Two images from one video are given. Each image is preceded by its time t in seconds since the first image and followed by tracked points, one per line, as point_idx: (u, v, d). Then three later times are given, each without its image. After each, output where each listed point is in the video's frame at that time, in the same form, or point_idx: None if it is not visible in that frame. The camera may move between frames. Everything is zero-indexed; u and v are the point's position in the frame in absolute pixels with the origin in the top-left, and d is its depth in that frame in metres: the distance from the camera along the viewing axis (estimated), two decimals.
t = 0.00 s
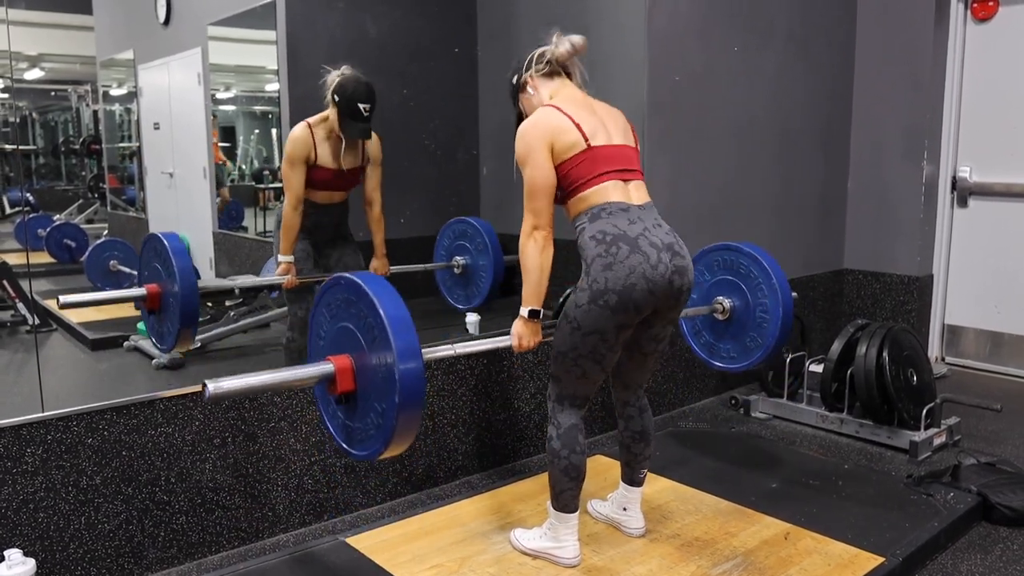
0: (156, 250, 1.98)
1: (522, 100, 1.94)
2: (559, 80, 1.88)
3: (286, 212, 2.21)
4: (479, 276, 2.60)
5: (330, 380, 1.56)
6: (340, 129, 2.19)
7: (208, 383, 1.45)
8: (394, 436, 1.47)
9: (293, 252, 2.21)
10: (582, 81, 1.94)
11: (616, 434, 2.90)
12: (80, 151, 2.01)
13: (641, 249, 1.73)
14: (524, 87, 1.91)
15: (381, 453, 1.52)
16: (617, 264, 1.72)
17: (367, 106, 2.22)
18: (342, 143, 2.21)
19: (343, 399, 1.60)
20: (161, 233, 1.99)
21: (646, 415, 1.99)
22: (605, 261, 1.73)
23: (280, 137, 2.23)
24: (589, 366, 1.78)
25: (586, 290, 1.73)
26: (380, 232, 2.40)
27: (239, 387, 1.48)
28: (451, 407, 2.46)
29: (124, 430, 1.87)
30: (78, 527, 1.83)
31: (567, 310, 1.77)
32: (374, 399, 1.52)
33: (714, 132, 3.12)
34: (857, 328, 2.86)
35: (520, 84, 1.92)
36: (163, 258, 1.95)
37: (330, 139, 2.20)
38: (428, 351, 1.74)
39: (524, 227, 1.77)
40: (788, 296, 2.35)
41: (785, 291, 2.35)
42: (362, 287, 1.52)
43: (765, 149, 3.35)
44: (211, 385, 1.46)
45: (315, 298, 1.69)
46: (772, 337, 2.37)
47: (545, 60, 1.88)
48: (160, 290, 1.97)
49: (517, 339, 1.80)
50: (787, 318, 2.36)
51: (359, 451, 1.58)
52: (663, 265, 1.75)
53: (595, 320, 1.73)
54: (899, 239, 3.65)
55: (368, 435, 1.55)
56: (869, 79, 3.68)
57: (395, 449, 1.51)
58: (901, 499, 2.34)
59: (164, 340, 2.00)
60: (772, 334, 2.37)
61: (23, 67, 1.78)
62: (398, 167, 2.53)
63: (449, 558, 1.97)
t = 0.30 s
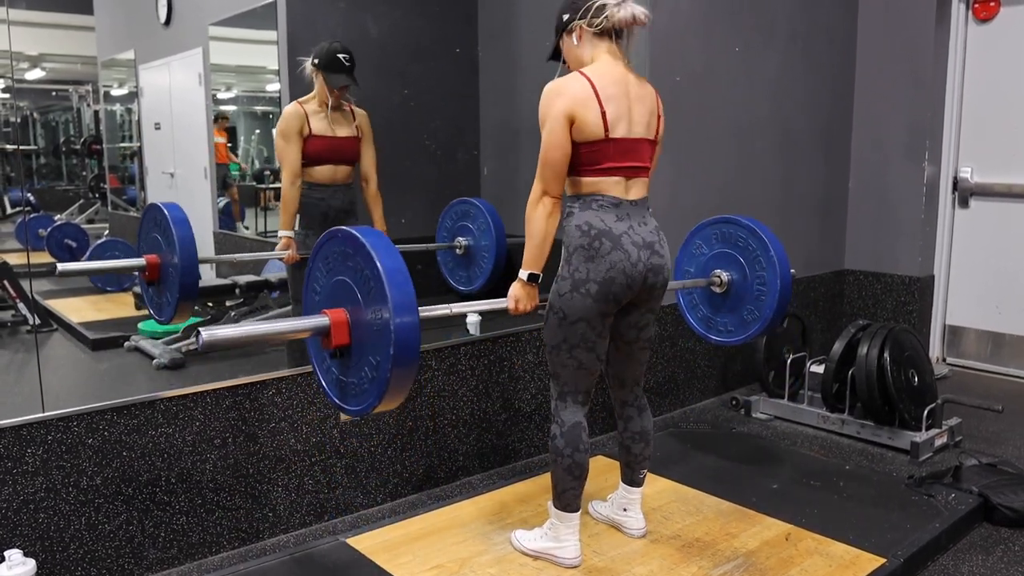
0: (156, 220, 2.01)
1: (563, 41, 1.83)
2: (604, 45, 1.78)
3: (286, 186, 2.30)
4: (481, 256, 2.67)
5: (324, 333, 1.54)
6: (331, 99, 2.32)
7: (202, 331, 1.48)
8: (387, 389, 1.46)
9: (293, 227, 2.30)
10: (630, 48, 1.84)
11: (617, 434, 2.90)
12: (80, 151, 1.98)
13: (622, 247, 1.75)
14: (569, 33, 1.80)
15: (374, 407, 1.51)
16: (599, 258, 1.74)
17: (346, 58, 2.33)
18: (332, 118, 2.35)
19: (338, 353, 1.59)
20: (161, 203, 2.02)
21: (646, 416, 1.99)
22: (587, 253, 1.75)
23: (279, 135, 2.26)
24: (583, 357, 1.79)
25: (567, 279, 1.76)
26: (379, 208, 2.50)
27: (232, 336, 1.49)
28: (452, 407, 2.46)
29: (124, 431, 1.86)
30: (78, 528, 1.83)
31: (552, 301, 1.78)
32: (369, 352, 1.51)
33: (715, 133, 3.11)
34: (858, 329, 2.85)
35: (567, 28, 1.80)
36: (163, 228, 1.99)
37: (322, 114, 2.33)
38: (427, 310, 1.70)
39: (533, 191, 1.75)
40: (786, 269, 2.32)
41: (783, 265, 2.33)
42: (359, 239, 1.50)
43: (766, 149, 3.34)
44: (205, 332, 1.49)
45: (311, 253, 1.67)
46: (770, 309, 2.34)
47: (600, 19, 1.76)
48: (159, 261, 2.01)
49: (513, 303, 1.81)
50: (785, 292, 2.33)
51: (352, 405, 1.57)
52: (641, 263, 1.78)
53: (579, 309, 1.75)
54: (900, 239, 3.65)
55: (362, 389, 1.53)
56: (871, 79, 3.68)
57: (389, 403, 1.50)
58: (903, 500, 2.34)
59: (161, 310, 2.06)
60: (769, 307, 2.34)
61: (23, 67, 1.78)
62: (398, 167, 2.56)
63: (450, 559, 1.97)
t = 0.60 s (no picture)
0: (157, 217, 2.01)
1: (585, 35, 1.81)
2: (627, 48, 1.77)
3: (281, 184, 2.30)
4: (480, 257, 2.65)
5: (330, 330, 1.54)
6: (325, 96, 2.32)
7: (206, 322, 1.47)
8: (392, 387, 1.47)
9: (292, 227, 2.31)
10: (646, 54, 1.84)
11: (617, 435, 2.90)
12: (80, 151, 1.95)
13: (616, 251, 1.76)
14: (593, 27, 1.78)
15: (377, 405, 1.52)
16: (593, 259, 1.75)
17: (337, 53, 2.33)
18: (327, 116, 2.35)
19: (342, 350, 1.59)
20: (161, 200, 2.03)
21: (646, 417, 1.98)
22: (581, 255, 1.76)
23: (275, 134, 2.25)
24: (581, 356, 1.79)
25: (561, 278, 1.78)
26: (376, 206, 2.50)
27: (237, 329, 1.49)
28: (452, 407, 2.46)
29: (124, 431, 1.86)
30: (78, 528, 1.82)
31: (549, 301, 1.80)
32: (373, 349, 1.51)
33: (714, 133, 3.11)
34: (858, 330, 2.85)
35: (592, 21, 1.78)
36: (163, 224, 2.00)
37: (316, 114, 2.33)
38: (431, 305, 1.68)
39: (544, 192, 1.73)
40: (790, 274, 2.33)
41: (787, 269, 2.33)
42: (366, 236, 1.50)
43: (766, 150, 3.34)
44: (210, 325, 1.47)
45: (316, 249, 1.67)
46: (773, 313, 2.35)
47: (625, 21, 1.75)
48: (158, 257, 2.02)
49: (518, 303, 1.78)
50: (788, 295, 2.34)
51: (356, 402, 1.57)
52: (635, 266, 1.78)
53: (573, 309, 1.76)
54: (900, 240, 3.65)
55: (366, 387, 1.54)
56: (871, 80, 3.68)
57: (393, 401, 1.51)
58: (902, 500, 2.34)
59: (161, 308, 2.05)
60: (773, 311, 2.35)
61: (23, 67, 1.82)
62: (398, 167, 2.56)
63: (450, 559, 1.97)
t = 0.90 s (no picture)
0: (156, 217, 2.02)
1: (582, 38, 1.81)
2: (624, 48, 1.77)
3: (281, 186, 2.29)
4: (479, 259, 2.66)
5: (332, 331, 1.55)
6: (326, 98, 2.32)
7: (209, 324, 1.45)
8: (394, 390, 1.47)
9: (290, 227, 2.30)
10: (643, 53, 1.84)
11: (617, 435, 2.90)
12: (80, 151, 1.96)
13: (620, 251, 1.76)
14: (589, 30, 1.79)
15: (380, 407, 1.52)
16: (597, 260, 1.75)
17: (340, 56, 2.33)
18: (328, 117, 2.35)
19: (345, 352, 1.59)
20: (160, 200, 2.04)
21: (646, 417, 1.99)
22: (585, 256, 1.76)
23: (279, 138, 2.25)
24: (582, 358, 1.79)
25: (565, 280, 1.78)
26: (376, 208, 2.50)
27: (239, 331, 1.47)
28: (452, 407, 2.46)
29: (123, 431, 1.86)
30: (77, 528, 1.82)
31: (551, 302, 1.80)
32: (376, 352, 1.52)
33: (714, 133, 3.11)
34: (858, 330, 2.85)
35: (589, 24, 1.78)
36: (162, 225, 2.00)
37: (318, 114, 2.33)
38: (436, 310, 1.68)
39: (545, 195, 1.73)
40: (792, 279, 2.33)
41: (790, 274, 2.33)
42: (370, 238, 1.50)
43: (766, 150, 3.34)
44: (212, 327, 1.46)
45: (320, 249, 1.67)
46: (774, 318, 2.35)
47: (622, 18, 1.75)
48: (157, 257, 2.02)
49: (521, 305, 1.77)
50: (789, 301, 2.34)
51: (359, 405, 1.58)
52: (639, 267, 1.78)
53: (576, 310, 1.76)
54: (900, 240, 3.65)
55: (369, 390, 1.54)
56: (871, 80, 3.68)
57: (395, 405, 1.51)
58: (902, 500, 2.34)
59: (161, 308, 2.04)
60: (774, 316, 2.35)
61: (23, 67, 1.81)
62: (398, 167, 2.56)
63: (450, 559, 1.97)
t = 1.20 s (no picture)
0: (154, 228, 2.03)
1: (549, 63, 1.87)
2: (590, 56, 1.81)
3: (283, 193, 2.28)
4: (476, 265, 2.70)
5: (338, 351, 1.55)
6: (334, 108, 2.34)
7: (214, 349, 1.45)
8: (399, 412, 1.48)
9: (289, 235, 2.30)
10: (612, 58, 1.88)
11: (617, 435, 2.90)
12: (80, 151, 1.96)
13: (630, 250, 1.74)
14: (553, 52, 1.84)
15: (385, 428, 1.53)
16: (606, 262, 1.73)
17: (356, 75, 2.37)
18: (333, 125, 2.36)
19: (350, 371, 1.60)
20: (160, 211, 2.05)
21: (647, 418, 1.98)
22: (594, 258, 1.74)
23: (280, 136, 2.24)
24: (585, 362, 1.79)
25: (574, 285, 1.76)
26: (376, 217, 2.49)
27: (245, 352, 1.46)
28: (452, 407, 2.46)
29: (123, 430, 1.86)
30: (77, 528, 1.82)
31: (558, 306, 1.78)
32: (382, 374, 1.52)
33: (714, 134, 3.11)
34: (858, 331, 2.84)
35: (551, 47, 1.84)
36: (160, 236, 2.01)
37: (324, 122, 2.34)
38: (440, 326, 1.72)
39: (539, 205, 1.75)
40: (797, 289, 2.35)
41: (795, 283, 2.35)
42: (375, 258, 1.51)
43: (766, 150, 3.34)
44: (218, 351, 1.45)
45: (325, 266, 1.67)
46: (779, 328, 2.36)
47: (581, 28, 1.80)
48: (156, 268, 2.02)
49: (526, 318, 1.79)
50: (794, 311, 2.36)
51: (364, 424, 1.58)
52: (650, 266, 1.76)
53: (584, 315, 1.75)
54: (900, 240, 3.65)
55: (374, 410, 1.55)
56: (871, 80, 3.68)
57: (400, 425, 1.52)
58: (901, 501, 2.34)
59: (161, 318, 2.04)
60: (779, 325, 2.37)
61: (24, 67, 1.82)
62: (398, 167, 2.54)
63: (450, 559, 1.97)
